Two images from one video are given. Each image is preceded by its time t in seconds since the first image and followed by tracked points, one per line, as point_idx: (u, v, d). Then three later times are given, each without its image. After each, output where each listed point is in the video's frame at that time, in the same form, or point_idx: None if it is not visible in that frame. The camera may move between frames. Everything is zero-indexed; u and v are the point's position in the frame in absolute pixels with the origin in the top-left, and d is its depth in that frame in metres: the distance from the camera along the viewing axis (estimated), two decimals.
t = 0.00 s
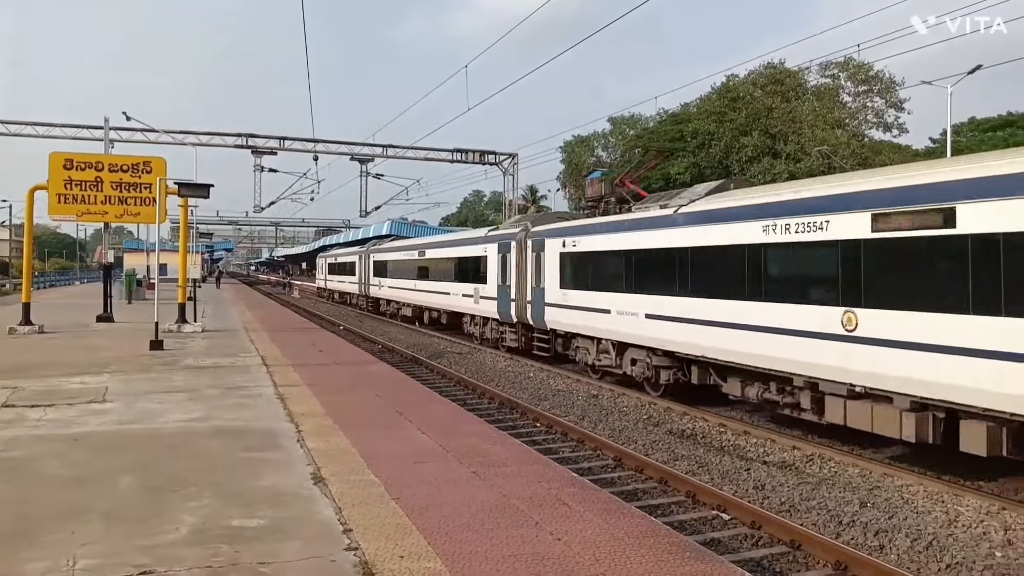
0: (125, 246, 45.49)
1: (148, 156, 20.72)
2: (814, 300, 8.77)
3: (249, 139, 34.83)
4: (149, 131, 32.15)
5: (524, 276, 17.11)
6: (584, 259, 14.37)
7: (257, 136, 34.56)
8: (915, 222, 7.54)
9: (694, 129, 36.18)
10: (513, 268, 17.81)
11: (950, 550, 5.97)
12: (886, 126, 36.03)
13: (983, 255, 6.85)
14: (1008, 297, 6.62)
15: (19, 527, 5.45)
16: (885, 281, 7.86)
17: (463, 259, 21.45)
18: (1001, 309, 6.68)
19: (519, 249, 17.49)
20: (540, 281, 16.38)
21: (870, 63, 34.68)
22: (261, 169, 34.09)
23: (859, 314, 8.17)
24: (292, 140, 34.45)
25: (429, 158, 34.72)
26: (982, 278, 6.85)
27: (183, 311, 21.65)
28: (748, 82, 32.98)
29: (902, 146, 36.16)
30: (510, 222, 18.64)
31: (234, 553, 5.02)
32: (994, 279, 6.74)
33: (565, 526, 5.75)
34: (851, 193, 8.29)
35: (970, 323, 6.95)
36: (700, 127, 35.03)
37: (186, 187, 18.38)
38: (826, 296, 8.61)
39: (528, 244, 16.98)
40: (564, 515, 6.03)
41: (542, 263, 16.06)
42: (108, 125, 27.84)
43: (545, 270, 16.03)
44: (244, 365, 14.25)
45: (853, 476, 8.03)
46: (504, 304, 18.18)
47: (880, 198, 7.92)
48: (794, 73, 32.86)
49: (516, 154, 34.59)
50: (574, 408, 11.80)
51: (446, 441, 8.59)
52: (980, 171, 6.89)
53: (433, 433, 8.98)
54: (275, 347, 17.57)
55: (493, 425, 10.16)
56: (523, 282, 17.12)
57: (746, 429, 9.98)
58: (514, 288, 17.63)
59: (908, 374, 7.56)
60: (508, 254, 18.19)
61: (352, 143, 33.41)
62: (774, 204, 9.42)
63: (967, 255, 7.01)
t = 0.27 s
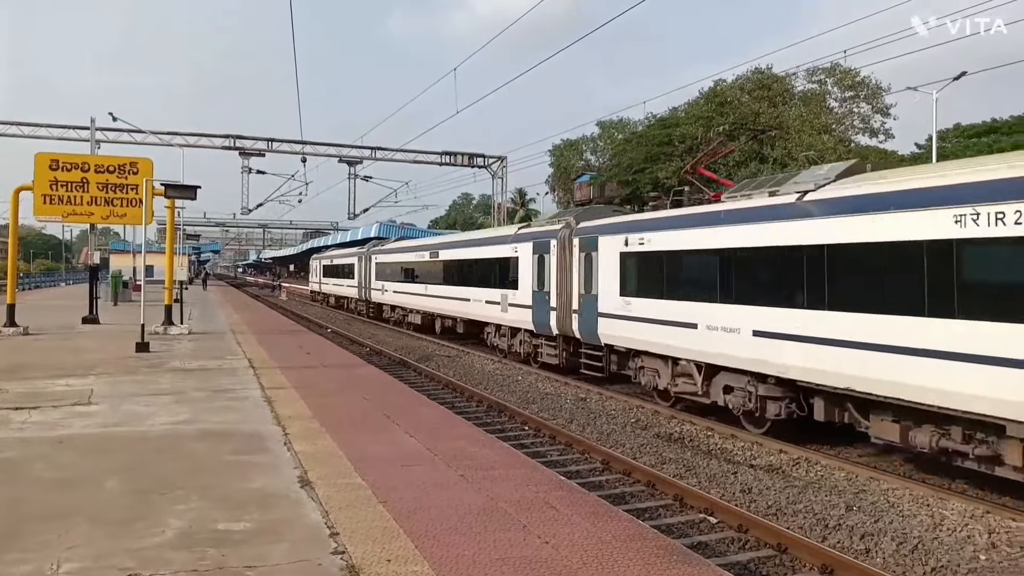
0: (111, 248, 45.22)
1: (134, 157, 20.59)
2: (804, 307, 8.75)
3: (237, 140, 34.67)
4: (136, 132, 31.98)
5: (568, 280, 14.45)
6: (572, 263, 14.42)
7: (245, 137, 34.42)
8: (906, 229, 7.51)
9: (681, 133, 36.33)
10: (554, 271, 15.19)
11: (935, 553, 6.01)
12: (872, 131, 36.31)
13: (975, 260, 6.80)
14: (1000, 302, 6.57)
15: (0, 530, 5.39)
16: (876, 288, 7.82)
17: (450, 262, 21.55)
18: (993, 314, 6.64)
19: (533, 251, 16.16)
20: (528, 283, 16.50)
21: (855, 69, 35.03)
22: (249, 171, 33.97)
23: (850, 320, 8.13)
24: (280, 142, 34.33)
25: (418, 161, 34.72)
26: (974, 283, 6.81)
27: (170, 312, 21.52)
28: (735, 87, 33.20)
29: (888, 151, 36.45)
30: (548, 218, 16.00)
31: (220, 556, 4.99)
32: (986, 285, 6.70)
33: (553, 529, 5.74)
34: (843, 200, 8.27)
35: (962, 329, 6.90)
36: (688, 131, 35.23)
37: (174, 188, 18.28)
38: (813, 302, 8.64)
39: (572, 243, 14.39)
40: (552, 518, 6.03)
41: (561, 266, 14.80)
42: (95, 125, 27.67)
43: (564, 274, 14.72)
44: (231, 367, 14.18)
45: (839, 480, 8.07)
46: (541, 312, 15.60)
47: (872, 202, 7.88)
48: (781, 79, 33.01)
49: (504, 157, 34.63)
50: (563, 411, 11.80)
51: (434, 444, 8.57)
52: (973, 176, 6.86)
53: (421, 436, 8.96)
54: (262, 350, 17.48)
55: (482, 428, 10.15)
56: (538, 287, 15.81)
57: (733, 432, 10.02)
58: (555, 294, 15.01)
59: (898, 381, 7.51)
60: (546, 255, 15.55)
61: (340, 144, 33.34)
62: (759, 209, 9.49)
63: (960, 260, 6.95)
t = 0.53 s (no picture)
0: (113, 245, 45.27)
1: (136, 154, 20.59)
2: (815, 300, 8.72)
3: (238, 137, 34.66)
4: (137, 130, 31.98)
5: (653, 277, 11.85)
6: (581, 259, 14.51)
7: (245, 134, 34.42)
8: (919, 220, 7.44)
9: (683, 129, 36.31)
10: (592, 268, 13.99)
11: (937, 548, 6.01)
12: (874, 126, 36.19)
13: (992, 254, 6.77)
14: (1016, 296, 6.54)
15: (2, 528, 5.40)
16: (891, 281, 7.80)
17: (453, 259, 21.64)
18: (1010, 308, 6.61)
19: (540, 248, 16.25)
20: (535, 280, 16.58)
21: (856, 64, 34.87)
22: (250, 168, 33.98)
23: (864, 313, 8.10)
24: (281, 139, 34.31)
25: (419, 157, 34.72)
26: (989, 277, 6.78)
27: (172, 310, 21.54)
28: (736, 83, 33.24)
29: (890, 146, 36.36)
30: (620, 204, 13.46)
31: (222, 553, 5.00)
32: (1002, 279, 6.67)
33: (555, 525, 5.74)
34: (857, 194, 8.25)
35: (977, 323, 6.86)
36: (689, 127, 35.21)
37: (175, 186, 18.28)
38: (822, 296, 8.67)
39: (613, 237, 13.18)
40: (554, 513, 6.03)
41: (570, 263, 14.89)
42: (96, 123, 27.67)
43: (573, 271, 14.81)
44: (233, 364, 14.20)
45: (841, 474, 8.07)
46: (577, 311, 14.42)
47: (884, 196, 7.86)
48: (782, 73, 32.66)
49: (505, 153, 34.61)
50: (565, 407, 11.79)
51: (436, 440, 8.57)
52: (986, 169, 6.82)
53: (423, 432, 8.97)
54: (264, 347, 17.50)
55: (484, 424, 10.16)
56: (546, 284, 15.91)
57: (735, 427, 10.01)
58: (632, 293, 12.47)
59: (912, 375, 7.49)
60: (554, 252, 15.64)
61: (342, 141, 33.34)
62: (767, 204, 9.53)
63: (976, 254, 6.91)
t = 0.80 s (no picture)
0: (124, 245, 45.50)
1: (146, 155, 20.70)
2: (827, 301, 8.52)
3: (247, 138, 34.76)
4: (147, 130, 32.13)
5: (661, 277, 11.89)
6: (589, 259, 14.53)
7: (255, 135, 34.51)
8: (919, 222, 7.39)
9: (692, 128, 36.17)
10: (600, 268, 14.01)
11: (949, 550, 5.97)
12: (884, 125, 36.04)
13: (992, 256, 6.70)
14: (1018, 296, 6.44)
15: (13, 527, 5.44)
16: (888, 282, 7.71)
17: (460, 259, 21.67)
18: (1001, 310, 6.61)
19: (548, 247, 16.26)
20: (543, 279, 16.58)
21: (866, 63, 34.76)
22: (259, 168, 34.10)
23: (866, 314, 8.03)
24: (290, 139, 34.40)
25: (427, 157, 34.77)
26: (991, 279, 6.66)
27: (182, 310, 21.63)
28: (745, 82, 33.11)
29: (900, 145, 36.19)
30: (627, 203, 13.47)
31: (231, 552, 5.02)
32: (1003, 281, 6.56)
33: (564, 525, 5.74)
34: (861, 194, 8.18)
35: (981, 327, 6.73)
36: (698, 126, 35.14)
37: (185, 186, 18.35)
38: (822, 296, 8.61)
39: (620, 237, 13.21)
40: (563, 514, 6.03)
41: (579, 263, 14.89)
42: (106, 124, 27.82)
43: (581, 271, 14.82)
44: (242, 364, 14.25)
45: (851, 476, 8.03)
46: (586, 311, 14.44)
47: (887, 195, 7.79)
48: (792, 73, 32.69)
49: (514, 153, 34.59)
50: (574, 407, 11.78)
51: (445, 440, 8.57)
52: (990, 169, 6.75)
53: (432, 432, 8.98)
54: (273, 346, 17.55)
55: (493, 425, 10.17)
56: (555, 283, 15.91)
57: (745, 428, 9.98)
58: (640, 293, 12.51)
59: (915, 377, 7.42)
60: (562, 251, 15.66)
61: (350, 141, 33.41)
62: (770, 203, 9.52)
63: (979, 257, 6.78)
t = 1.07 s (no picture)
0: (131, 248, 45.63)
1: (153, 157, 20.78)
2: (824, 304, 8.64)
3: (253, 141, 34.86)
4: (155, 133, 32.23)
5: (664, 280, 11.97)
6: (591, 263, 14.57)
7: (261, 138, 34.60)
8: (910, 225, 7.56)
9: (698, 132, 36.11)
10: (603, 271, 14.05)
11: (955, 556, 5.94)
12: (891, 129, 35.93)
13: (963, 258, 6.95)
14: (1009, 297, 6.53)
15: (20, 527, 5.46)
16: (883, 284, 7.79)
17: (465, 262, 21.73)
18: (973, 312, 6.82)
19: (552, 250, 16.30)
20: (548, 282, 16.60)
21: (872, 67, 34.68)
22: (266, 171, 34.21)
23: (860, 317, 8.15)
24: (297, 142, 34.47)
25: (433, 161, 34.82)
26: (981, 279, 6.75)
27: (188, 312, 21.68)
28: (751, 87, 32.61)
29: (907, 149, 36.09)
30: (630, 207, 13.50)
31: (237, 554, 5.03)
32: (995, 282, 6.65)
33: (569, 529, 5.73)
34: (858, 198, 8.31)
35: (972, 326, 6.83)
36: (705, 130, 35.10)
37: (191, 189, 18.42)
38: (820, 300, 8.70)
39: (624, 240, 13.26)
40: (568, 518, 6.02)
41: (581, 266, 14.93)
42: (114, 127, 27.92)
43: (584, 274, 14.85)
44: (248, 366, 14.29)
45: (858, 481, 8.00)
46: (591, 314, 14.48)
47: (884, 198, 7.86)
48: (799, 76, 32.50)
49: (520, 156, 34.60)
50: (579, 411, 11.76)
51: (450, 443, 8.57)
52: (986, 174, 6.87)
53: (437, 435, 8.98)
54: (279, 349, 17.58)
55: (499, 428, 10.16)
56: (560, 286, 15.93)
57: (751, 433, 9.96)
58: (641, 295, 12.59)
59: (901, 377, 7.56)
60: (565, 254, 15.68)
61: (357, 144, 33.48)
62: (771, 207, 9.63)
63: (968, 257, 6.88)
